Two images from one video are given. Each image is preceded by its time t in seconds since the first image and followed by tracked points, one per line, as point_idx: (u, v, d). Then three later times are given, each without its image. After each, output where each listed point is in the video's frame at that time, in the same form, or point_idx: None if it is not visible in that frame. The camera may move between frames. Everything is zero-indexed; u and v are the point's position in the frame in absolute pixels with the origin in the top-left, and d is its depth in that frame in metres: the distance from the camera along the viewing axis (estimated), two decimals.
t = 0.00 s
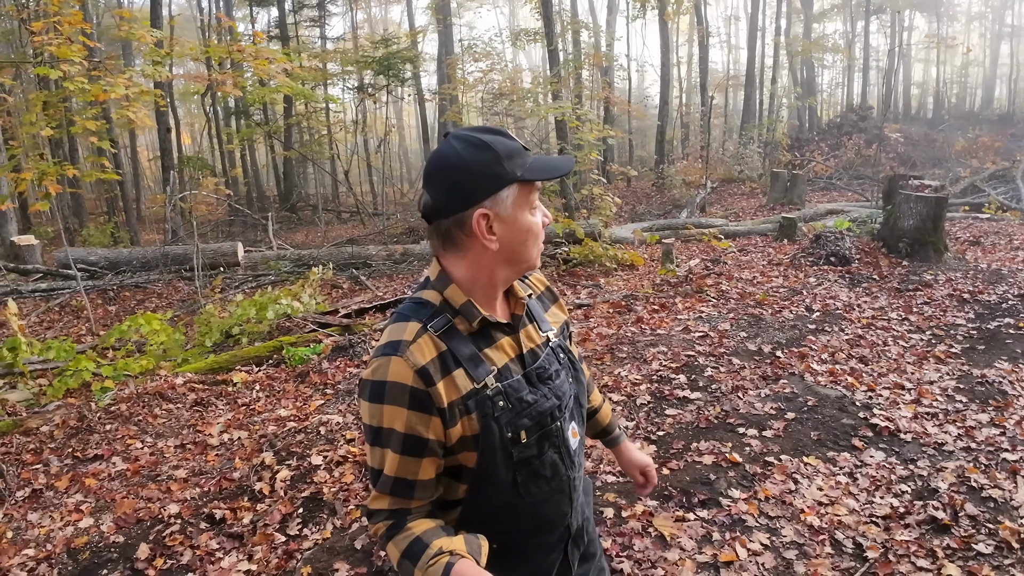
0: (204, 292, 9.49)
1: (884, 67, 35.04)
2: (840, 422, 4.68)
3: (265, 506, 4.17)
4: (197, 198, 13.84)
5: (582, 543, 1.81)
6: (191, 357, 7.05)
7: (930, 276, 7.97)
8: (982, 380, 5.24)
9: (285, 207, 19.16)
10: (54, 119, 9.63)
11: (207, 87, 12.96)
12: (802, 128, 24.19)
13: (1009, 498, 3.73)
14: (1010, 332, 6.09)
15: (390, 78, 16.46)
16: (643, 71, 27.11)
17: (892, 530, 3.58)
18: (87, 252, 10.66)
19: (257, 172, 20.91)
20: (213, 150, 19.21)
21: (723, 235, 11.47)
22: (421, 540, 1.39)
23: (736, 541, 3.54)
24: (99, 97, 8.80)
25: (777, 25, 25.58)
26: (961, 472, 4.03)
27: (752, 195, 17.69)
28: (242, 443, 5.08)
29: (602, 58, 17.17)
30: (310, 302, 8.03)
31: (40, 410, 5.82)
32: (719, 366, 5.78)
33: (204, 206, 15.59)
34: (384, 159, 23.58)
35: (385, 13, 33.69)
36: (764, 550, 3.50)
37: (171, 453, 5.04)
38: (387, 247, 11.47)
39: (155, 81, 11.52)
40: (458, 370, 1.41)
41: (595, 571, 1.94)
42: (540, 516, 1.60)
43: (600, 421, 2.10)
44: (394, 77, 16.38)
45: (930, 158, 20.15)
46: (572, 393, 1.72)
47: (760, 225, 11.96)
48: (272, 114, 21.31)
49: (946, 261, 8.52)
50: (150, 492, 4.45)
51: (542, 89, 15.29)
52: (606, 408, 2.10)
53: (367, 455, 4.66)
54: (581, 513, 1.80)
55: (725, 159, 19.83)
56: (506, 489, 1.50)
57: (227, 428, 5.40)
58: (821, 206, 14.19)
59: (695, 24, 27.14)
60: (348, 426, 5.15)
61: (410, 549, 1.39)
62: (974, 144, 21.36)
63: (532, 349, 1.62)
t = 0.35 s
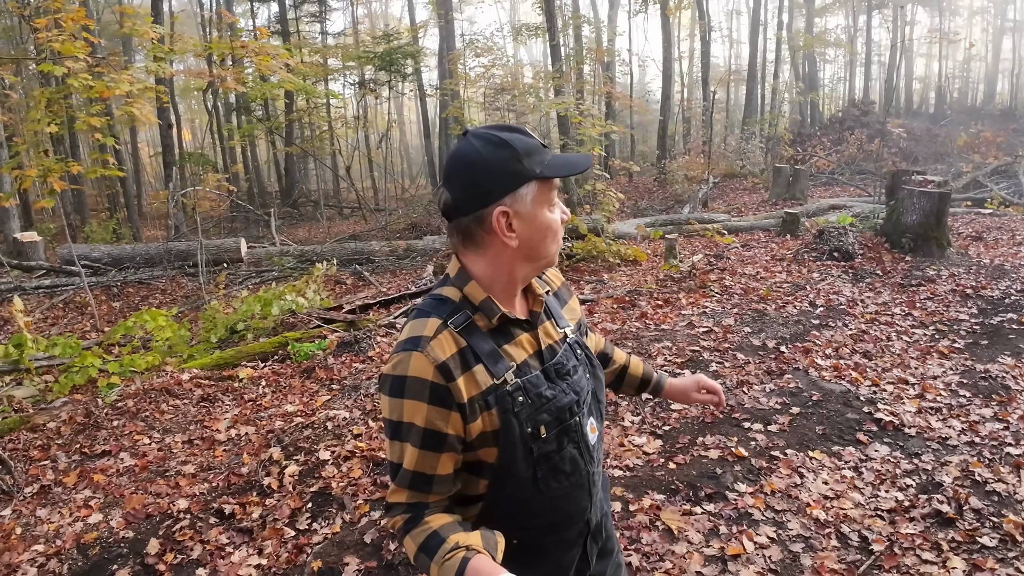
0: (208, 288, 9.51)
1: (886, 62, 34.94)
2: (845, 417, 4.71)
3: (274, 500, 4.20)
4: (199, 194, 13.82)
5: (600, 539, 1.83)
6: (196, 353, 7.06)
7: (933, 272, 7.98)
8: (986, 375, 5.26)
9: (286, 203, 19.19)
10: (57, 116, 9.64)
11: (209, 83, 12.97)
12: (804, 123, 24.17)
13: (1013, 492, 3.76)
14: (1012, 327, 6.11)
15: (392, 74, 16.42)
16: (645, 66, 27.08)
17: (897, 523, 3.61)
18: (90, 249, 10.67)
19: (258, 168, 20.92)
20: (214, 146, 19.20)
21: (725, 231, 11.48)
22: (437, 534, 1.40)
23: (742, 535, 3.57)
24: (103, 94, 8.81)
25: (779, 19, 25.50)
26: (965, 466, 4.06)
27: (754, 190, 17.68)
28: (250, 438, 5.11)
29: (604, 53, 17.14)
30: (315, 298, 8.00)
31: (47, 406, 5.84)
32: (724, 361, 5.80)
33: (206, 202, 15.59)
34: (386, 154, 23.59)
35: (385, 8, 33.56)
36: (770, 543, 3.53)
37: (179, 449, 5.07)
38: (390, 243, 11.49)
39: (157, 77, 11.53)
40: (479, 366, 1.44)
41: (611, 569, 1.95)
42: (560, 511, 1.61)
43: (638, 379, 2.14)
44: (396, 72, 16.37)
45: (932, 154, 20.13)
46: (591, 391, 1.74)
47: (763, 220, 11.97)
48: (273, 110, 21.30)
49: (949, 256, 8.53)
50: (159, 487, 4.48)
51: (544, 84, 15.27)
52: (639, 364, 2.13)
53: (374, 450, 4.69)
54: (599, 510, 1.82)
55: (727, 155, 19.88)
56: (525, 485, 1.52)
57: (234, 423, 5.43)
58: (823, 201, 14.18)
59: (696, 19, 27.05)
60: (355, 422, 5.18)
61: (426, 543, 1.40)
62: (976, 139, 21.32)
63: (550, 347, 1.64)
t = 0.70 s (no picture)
0: (209, 284, 9.50)
1: (884, 58, 34.97)
2: (850, 411, 4.73)
3: (281, 496, 4.20)
4: (200, 191, 13.82)
5: (619, 534, 1.82)
6: (199, 350, 7.05)
7: (935, 267, 8.01)
8: (989, 369, 5.28)
9: (286, 200, 19.19)
10: (59, 113, 9.63)
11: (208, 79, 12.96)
12: (803, 119, 24.19)
13: (1018, 484, 3.78)
14: (1015, 322, 6.13)
15: (391, 70, 16.43)
16: (644, 63, 27.06)
17: (904, 516, 3.63)
18: (91, 245, 10.64)
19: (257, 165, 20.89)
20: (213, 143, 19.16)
21: (726, 226, 11.50)
22: (458, 520, 1.41)
23: (750, 528, 3.59)
24: (104, 90, 8.80)
25: (778, 15, 25.50)
26: (970, 458, 4.08)
27: (754, 186, 17.72)
28: (255, 434, 5.11)
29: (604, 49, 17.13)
30: (318, 294, 8.02)
31: (51, 403, 5.83)
32: (728, 355, 5.82)
33: (206, 198, 15.58)
34: (385, 151, 23.57)
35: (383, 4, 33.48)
36: (778, 536, 3.54)
37: (184, 445, 5.06)
38: (391, 239, 11.49)
39: (157, 74, 11.53)
40: (499, 355, 1.44)
41: (629, 565, 1.95)
42: (579, 503, 1.61)
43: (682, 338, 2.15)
44: (396, 68, 16.36)
45: (932, 149, 20.16)
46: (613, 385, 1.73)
47: (763, 216, 11.98)
48: (272, 107, 21.26)
49: (950, 251, 8.55)
50: (165, 484, 4.49)
51: (544, 80, 15.29)
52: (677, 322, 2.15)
53: (381, 445, 4.70)
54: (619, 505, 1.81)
55: (727, 150, 19.93)
56: (544, 476, 1.52)
57: (239, 419, 5.42)
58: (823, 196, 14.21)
59: (696, 15, 27.03)
60: (361, 417, 5.18)
61: (447, 528, 1.41)
62: (975, 135, 21.36)
63: (572, 340, 1.63)
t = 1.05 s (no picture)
0: (206, 283, 9.47)
1: (880, 55, 35.07)
2: (847, 406, 4.75)
3: (281, 493, 4.20)
4: (196, 189, 13.76)
5: (631, 545, 1.79)
6: (197, 348, 7.03)
7: (931, 263, 8.04)
8: (985, 364, 5.32)
9: (282, 198, 19.15)
10: (55, 111, 9.58)
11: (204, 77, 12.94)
12: (799, 116, 24.25)
13: (1015, 479, 3.81)
14: (1010, 318, 6.18)
15: (388, 68, 16.42)
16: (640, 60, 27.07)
17: (902, 510, 3.65)
18: (87, 244, 10.57)
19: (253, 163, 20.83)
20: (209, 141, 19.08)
21: (723, 223, 11.53)
22: (471, 497, 1.44)
23: (749, 523, 3.61)
24: (100, 88, 8.76)
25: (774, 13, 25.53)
26: (967, 453, 4.11)
27: (750, 183, 17.75)
28: (254, 432, 5.10)
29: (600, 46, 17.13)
30: (315, 292, 8.01)
31: (48, 403, 5.80)
32: (726, 352, 5.83)
33: (203, 197, 15.52)
34: (381, 149, 23.52)
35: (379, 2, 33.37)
36: (777, 531, 3.56)
37: (182, 443, 5.05)
38: (388, 237, 11.49)
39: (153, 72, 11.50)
40: (516, 340, 1.48)
41: None
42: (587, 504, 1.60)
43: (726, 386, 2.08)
44: (392, 66, 16.35)
45: (927, 147, 20.25)
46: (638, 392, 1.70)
47: (760, 213, 12.02)
48: (268, 104, 21.19)
49: (946, 248, 8.60)
50: (164, 482, 4.47)
51: (540, 78, 15.29)
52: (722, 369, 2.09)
53: (380, 443, 4.71)
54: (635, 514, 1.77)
55: (722, 147, 19.84)
56: (552, 469, 1.53)
57: (238, 417, 5.41)
58: (819, 193, 14.26)
59: (691, 13, 27.05)
60: (359, 415, 5.19)
61: (460, 504, 1.44)
62: (971, 132, 21.46)
63: (597, 338, 1.63)
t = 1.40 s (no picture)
0: (195, 286, 9.37)
1: (872, 56, 35.23)
2: (839, 412, 4.73)
3: (267, 504, 4.13)
4: (185, 190, 13.64)
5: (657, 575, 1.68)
6: (185, 353, 6.93)
7: (923, 266, 8.05)
8: (977, 369, 5.32)
9: (273, 199, 19.03)
10: (41, 113, 9.43)
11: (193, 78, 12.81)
12: (791, 117, 24.31)
13: (1007, 486, 3.80)
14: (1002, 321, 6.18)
15: (379, 68, 16.33)
16: (633, 60, 27.03)
17: (894, 519, 3.63)
18: (75, 246, 10.44)
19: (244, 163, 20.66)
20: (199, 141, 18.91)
21: (716, 225, 11.52)
22: (498, 487, 1.46)
23: (741, 532, 3.58)
24: (87, 90, 8.63)
25: (767, 14, 25.55)
26: (960, 461, 4.09)
27: (741, 184, 17.78)
28: (241, 440, 5.03)
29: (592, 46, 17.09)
30: (304, 296, 7.93)
31: (33, 409, 5.69)
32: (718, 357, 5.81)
33: (193, 198, 15.37)
34: (373, 149, 23.42)
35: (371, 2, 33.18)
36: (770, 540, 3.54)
37: (168, 452, 4.97)
38: (379, 239, 11.41)
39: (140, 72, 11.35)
40: (558, 342, 1.47)
41: None
42: (608, 520, 1.53)
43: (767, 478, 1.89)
44: (384, 66, 16.25)
45: (919, 148, 20.35)
46: (683, 418, 1.57)
47: (752, 214, 12.03)
48: (259, 104, 21.02)
49: (937, 250, 8.61)
50: (149, 492, 4.39)
51: (533, 79, 15.22)
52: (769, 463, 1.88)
53: (369, 451, 4.64)
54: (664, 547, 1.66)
55: (714, 148, 20.12)
56: (577, 478, 1.48)
57: (225, 425, 5.33)
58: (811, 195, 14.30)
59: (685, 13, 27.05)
60: (348, 422, 5.12)
61: (487, 493, 1.47)
62: (962, 133, 21.60)
63: (644, 354, 1.54)
